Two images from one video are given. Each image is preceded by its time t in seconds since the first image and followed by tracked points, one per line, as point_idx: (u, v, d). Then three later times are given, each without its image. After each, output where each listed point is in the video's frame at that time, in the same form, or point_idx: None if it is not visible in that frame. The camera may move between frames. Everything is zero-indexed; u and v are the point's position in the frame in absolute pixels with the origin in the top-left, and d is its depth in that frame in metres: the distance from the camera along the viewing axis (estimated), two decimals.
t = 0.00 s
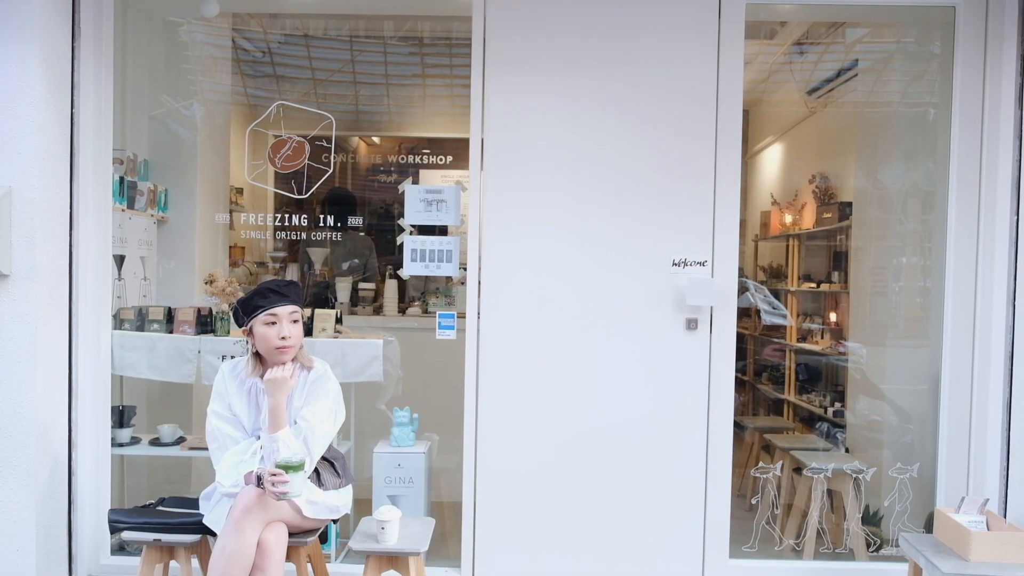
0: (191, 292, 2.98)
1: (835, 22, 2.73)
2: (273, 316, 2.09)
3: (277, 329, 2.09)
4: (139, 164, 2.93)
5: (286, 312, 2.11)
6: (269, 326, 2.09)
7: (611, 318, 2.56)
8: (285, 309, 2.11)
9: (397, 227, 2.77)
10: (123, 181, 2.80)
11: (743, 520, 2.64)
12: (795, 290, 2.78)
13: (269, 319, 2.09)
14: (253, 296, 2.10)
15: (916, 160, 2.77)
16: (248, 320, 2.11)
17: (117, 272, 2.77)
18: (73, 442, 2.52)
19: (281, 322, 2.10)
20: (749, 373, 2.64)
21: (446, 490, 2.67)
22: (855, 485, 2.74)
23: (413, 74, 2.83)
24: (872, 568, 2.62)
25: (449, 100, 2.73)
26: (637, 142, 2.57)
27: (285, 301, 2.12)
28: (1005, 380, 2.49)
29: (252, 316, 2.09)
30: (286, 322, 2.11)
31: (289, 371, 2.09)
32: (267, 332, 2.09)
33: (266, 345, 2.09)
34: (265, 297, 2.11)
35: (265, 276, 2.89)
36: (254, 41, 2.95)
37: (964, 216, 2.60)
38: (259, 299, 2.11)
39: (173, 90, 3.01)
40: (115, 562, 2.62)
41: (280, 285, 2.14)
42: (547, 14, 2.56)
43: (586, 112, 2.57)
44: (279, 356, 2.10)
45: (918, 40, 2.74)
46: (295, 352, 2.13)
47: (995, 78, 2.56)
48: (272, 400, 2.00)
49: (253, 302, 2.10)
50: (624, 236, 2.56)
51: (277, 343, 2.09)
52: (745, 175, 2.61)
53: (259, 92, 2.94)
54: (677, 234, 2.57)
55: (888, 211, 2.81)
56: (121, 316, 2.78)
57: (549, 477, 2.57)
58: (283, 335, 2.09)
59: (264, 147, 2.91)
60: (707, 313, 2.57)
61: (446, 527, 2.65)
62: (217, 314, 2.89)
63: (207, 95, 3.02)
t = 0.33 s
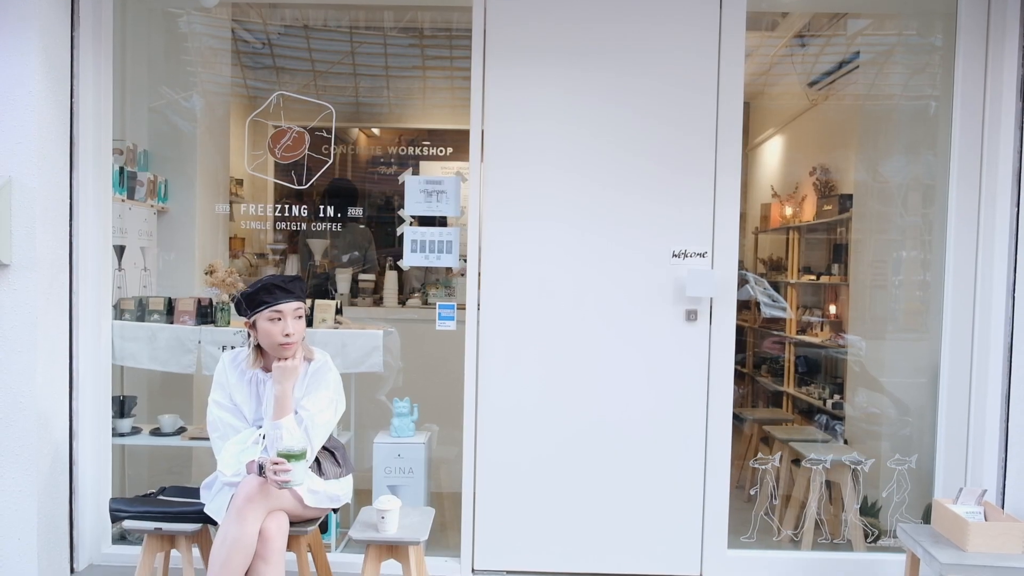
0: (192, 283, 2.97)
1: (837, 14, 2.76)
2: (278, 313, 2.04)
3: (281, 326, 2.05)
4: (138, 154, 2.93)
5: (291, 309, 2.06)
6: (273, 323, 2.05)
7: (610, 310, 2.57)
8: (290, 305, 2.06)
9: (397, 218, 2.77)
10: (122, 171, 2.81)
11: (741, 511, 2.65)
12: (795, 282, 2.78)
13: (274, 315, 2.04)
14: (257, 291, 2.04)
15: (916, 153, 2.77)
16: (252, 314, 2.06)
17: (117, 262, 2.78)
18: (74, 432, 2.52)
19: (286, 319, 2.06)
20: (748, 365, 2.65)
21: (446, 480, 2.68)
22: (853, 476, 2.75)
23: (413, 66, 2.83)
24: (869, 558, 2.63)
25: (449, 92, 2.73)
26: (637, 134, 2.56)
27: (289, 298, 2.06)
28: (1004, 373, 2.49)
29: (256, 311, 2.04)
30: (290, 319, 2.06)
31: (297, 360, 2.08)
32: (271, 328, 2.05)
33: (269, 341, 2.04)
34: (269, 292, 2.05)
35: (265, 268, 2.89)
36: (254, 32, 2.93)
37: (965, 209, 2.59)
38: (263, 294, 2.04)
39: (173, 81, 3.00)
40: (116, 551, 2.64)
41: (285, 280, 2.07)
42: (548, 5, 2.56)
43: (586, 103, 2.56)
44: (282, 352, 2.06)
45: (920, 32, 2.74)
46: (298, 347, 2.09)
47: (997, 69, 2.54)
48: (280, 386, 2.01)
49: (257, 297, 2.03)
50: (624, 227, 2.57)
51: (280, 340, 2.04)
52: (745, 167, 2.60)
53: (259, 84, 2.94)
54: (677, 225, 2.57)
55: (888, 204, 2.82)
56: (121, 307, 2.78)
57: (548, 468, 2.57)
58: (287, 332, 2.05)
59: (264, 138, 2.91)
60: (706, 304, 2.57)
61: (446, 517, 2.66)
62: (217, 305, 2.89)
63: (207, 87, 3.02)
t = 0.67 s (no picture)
0: (192, 273, 2.98)
1: (840, 4, 2.73)
2: (286, 311, 2.02)
3: (288, 323, 2.03)
4: (138, 143, 2.93)
5: (298, 307, 2.04)
6: (280, 321, 2.02)
7: (610, 301, 2.57)
8: (297, 304, 2.04)
9: (397, 208, 2.77)
10: (123, 161, 2.80)
11: (740, 501, 2.66)
12: (795, 274, 2.79)
13: (281, 313, 2.01)
14: (266, 289, 1.99)
15: (918, 146, 2.77)
16: (258, 311, 2.02)
17: (117, 252, 2.78)
18: (76, 420, 2.53)
19: (293, 317, 2.04)
20: (748, 357, 2.65)
21: (446, 470, 2.69)
22: (851, 466, 2.77)
23: (413, 56, 2.81)
24: (867, 548, 2.64)
25: (449, 83, 2.71)
26: (637, 124, 2.56)
27: (297, 297, 2.03)
28: (1002, 365, 2.49)
29: (263, 309, 2.01)
30: (297, 317, 2.05)
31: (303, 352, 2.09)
32: (278, 326, 2.02)
33: (276, 337, 2.03)
34: (276, 290, 2.01)
35: (266, 258, 2.90)
36: (254, 23, 2.92)
37: (965, 201, 2.59)
38: (271, 292, 2.01)
39: (172, 71, 2.99)
40: (118, 539, 2.65)
41: (292, 278, 2.03)
42: None
43: (586, 94, 2.56)
44: (288, 348, 2.05)
45: (923, 23, 2.73)
46: (303, 342, 2.09)
47: (998, 61, 2.54)
48: (283, 377, 2.02)
49: (264, 295, 1.99)
50: (624, 217, 2.57)
51: (287, 336, 2.04)
52: (746, 158, 2.60)
53: (258, 75, 2.92)
54: (678, 215, 2.57)
55: (889, 197, 2.81)
56: (122, 296, 2.77)
57: (548, 457, 2.58)
58: (295, 329, 2.04)
59: (265, 127, 2.90)
60: (706, 295, 2.57)
61: (446, 506, 2.67)
62: (218, 295, 2.89)
63: (206, 78, 3.01)
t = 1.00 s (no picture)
0: (193, 263, 2.99)
1: None
2: (286, 299, 2.02)
3: (289, 312, 2.04)
4: (137, 132, 2.92)
5: (299, 295, 2.04)
6: (281, 309, 2.02)
7: (610, 291, 2.57)
8: (298, 292, 2.04)
9: (397, 198, 2.77)
10: (122, 149, 2.80)
11: (739, 491, 2.67)
12: (795, 265, 2.80)
13: (281, 301, 2.02)
14: (266, 278, 1.99)
15: (918, 138, 2.76)
16: (259, 300, 2.02)
17: (117, 240, 2.77)
18: (76, 408, 2.53)
19: (294, 305, 2.04)
20: (747, 348, 2.65)
21: (446, 460, 2.70)
22: (849, 456, 2.78)
23: (413, 47, 2.81)
24: (865, 537, 2.65)
25: (450, 73, 2.70)
26: (637, 115, 2.55)
27: (298, 285, 2.04)
28: (1001, 356, 2.49)
29: (264, 297, 2.01)
30: (298, 305, 2.05)
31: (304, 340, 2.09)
32: (278, 314, 2.03)
33: (276, 325, 2.04)
34: (276, 278, 2.01)
35: (266, 248, 2.91)
36: (254, 12, 2.89)
37: (965, 192, 2.59)
38: (271, 281, 2.01)
39: (172, 61, 3.01)
40: (119, 527, 2.67)
41: (292, 267, 2.03)
42: None
43: (587, 84, 2.55)
44: (288, 337, 2.05)
45: (924, 14, 2.72)
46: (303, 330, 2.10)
47: (1000, 51, 2.53)
48: (284, 365, 2.02)
49: (265, 283, 1.99)
50: (624, 207, 2.57)
51: (287, 325, 2.04)
52: (746, 150, 2.60)
53: (257, 64, 2.91)
54: (678, 205, 2.57)
55: (889, 188, 2.82)
56: (122, 285, 2.77)
57: (548, 447, 2.59)
58: (295, 317, 2.04)
59: (264, 116, 2.89)
60: (706, 284, 2.58)
61: (446, 495, 2.68)
62: (217, 284, 2.91)
63: (206, 67, 3.02)
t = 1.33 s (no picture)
0: (193, 255, 2.99)
1: None
2: (283, 287, 2.02)
3: (285, 301, 2.03)
4: (137, 124, 2.92)
5: (297, 285, 2.04)
6: (278, 298, 2.02)
7: (610, 283, 2.58)
8: (297, 282, 2.04)
9: (397, 190, 2.77)
10: (122, 141, 2.79)
11: (738, 483, 2.67)
12: (795, 258, 2.81)
13: (280, 289, 2.02)
14: (266, 265, 2.00)
15: (919, 132, 2.76)
16: (258, 286, 2.03)
17: (117, 232, 2.77)
18: (78, 400, 2.54)
19: (291, 295, 2.03)
20: (747, 341, 2.66)
21: (446, 452, 2.71)
22: (848, 449, 2.78)
23: (413, 40, 2.81)
24: (863, 528, 2.66)
25: (450, 66, 2.69)
26: (638, 107, 2.55)
27: (297, 275, 2.04)
28: (999, 351, 2.49)
29: (262, 283, 2.02)
30: (295, 294, 2.04)
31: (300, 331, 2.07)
32: (276, 302, 2.02)
33: (273, 313, 2.03)
34: (275, 266, 2.01)
35: (266, 241, 2.91)
36: (254, 4, 2.87)
37: (965, 186, 2.58)
38: (271, 268, 2.02)
39: (172, 54, 3.01)
40: (120, 518, 2.68)
41: (293, 256, 2.03)
42: None
43: (587, 76, 2.55)
44: (285, 325, 2.05)
45: (926, 7, 2.69)
46: (301, 321, 2.08)
47: (1001, 44, 2.51)
48: (281, 358, 1.99)
49: (265, 269, 2.01)
50: (624, 199, 2.56)
51: (283, 313, 2.03)
52: (746, 143, 2.59)
53: (257, 57, 2.90)
54: (678, 198, 2.56)
55: (888, 182, 2.82)
56: (122, 277, 2.78)
57: (548, 438, 2.60)
58: (291, 307, 2.04)
59: (264, 108, 2.89)
60: (706, 277, 2.58)
61: (446, 487, 2.70)
62: (218, 275, 2.89)
63: (204, 60, 3.02)
